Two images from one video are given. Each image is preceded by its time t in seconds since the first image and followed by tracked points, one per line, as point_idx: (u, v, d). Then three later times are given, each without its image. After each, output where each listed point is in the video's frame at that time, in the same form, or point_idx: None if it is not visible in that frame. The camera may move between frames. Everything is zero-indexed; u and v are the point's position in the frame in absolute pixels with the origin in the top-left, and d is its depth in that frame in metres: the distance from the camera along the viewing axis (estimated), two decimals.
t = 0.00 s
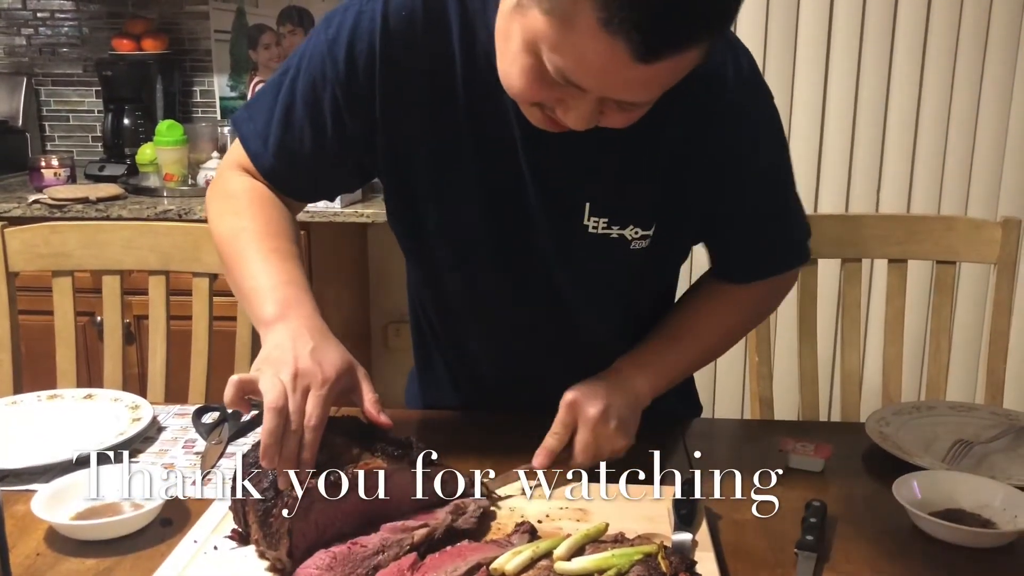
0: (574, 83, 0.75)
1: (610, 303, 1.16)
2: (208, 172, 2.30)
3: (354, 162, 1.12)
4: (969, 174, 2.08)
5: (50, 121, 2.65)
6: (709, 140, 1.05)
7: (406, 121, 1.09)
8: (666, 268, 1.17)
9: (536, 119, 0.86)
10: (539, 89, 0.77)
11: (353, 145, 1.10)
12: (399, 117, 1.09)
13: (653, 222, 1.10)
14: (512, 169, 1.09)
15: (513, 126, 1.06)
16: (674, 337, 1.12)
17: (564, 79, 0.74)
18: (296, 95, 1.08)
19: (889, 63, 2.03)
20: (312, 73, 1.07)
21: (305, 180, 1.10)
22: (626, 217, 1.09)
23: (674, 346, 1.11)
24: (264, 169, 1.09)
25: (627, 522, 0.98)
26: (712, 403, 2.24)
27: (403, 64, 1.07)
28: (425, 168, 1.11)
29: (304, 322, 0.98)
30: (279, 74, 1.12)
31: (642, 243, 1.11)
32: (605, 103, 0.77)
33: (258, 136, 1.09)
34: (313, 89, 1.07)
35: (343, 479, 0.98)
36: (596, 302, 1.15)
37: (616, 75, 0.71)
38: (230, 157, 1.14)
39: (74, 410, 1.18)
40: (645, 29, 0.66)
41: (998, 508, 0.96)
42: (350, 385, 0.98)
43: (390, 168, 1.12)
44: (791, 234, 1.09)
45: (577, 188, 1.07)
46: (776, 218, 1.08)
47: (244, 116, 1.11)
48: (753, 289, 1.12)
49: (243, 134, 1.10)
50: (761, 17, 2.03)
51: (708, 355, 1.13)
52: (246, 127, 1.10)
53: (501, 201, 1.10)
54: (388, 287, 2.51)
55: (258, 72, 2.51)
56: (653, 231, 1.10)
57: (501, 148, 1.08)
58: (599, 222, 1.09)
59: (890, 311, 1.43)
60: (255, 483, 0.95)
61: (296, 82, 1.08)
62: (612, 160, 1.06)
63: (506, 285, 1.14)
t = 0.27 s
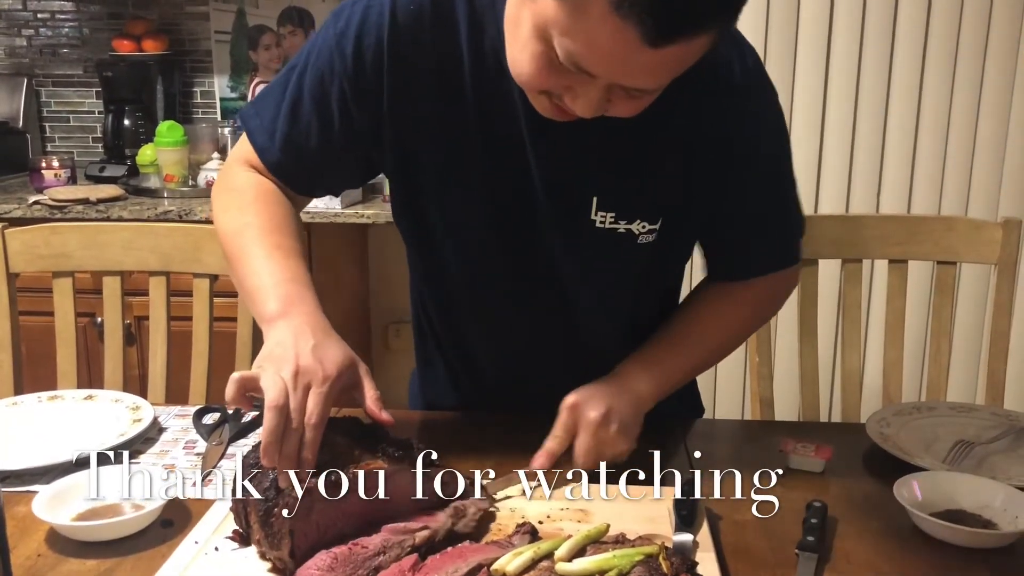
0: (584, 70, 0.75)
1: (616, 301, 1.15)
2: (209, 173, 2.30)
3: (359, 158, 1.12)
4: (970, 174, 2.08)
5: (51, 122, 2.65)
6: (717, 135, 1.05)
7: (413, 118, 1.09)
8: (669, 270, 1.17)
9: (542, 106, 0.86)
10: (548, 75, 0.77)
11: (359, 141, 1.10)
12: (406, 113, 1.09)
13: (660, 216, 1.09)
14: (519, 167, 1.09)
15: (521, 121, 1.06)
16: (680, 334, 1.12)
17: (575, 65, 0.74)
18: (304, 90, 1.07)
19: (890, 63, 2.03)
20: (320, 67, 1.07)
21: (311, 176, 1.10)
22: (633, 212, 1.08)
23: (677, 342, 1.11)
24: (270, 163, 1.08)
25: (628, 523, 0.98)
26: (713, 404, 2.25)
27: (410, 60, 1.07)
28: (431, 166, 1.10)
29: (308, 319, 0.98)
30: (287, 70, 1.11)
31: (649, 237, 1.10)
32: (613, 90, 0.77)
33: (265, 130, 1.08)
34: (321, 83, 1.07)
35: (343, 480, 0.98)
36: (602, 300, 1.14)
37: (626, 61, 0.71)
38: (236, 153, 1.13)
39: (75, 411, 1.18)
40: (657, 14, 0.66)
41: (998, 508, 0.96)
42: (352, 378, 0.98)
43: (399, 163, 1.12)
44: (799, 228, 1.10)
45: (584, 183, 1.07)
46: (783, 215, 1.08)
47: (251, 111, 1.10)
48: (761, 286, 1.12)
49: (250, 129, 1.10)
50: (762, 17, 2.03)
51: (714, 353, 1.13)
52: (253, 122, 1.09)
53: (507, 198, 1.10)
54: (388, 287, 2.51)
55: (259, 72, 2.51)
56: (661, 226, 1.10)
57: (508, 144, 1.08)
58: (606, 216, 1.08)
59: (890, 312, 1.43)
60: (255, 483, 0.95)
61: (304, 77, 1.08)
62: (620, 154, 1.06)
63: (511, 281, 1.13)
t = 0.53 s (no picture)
0: (562, 44, 0.75)
1: (614, 300, 1.15)
2: (209, 173, 2.30)
3: (356, 158, 1.12)
4: (970, 173, 2.08)
5: (51, 122, 2.65)
6: (713, 132, 1.05)
7: (408, 117, 1.09)
8: (667, 276, 1.17)
9: (529, 91, 0.87)
10: (528, 55, 0.77)
11: (354, 140, 1.10)
12: (400, 111, 1.08)
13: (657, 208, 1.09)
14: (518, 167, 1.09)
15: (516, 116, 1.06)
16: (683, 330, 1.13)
17: (552, 39, 0.74)
18: (298, 91, 1.07)
19: (890, 62, 2.03)
20: (314, 67, 1.06)
21: (308, 177, 1.10)
22: (628, 204, 1.08)
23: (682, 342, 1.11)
24: (265, 166, 1.08)
25: (628, 523, 0.98)
26: (713, 404, 2.25)
27: (403, 60, 1.07)
28: (426, 165, 1.10)
29: (312, 323, 0.98)
30: (282, 72, 1.11)
31: (646, 229, 1.10)
32: (594, 64, 0.77)
33: (261, 133, 1.08)
34: (315, 83, 1.06)
35: (343, 480, 0.97)
36: (599, 299, 1.14)
37: (605, 29, 0.71)
38: (233, 159, 1.13)
39: (75, 410, 1.18)
40: None
41: (999, 508, 0.96)
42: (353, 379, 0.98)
43: (394, 163, 1.12)
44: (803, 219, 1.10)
45: (581, 179, 1.07)
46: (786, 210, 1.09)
47: (248, 116, 1.10)
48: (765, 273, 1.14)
49: (246, 133, 1.09)
50: (762, 17, 2.04)
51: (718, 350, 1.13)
52: (250, 126, 1.09)
53: (501, 198, 1.10)
54: (389, 287, 2.51)
55: (259, 73, 2.51)
56: (658, 217, 1.10)
57: (502, 144, 1.08)
58: (602, 208, 1.08)
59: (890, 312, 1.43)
60: (255, 483, 0.95)
61: (298, 78, 1.07)
62: (614, 150, 1.06)
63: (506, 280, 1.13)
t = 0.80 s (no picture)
0: (542, 19, 0.75)
1: (616, 292, 1.15)
2: (210, 173, 2.30)
3: (355, 162, 1.12)
4: (970, 173, 2.08)
5: (52, 122, 2.65)
6: (713, 124, 1.06)
7: (402, 117, 1.08)
8: (676, 270, 1.17)
9: (521, 76, 0.87)
10: (511, 30, 0.78)
11: (353, 140, 1.10)
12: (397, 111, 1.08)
13: (660, 192, 1.09)
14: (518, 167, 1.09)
15: (512, 111, 1.06)
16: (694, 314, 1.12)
17: (531, 14, 0.75)
18: (298, 100, 1.07)
19: (890, 62, 2.03)
20: (311, 74, 1.07)
21: (312, 184, 1.10)
22: (633, 190, 1.08)
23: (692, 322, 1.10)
24: (272, 176, 1.08)
25: (628, 523, 0.98)
26: (714, 403, 2.25)
27: (396, 59, 1.06)
28: (423, 166, 1.10)
29: (326, 320, 0.97)
30: (280, 82, 1.11)
31: (650, 213, 1.10)
32: (576, 39, 0.77)
33: (264, 143, 1.08)
34: (313, 95, 1.07)
35: (343, 481, 0.97)
36: (601, 294, 1.14)
37: (581, 2, 0.71)
38: (240, 173, 1.13)
39: (75, 410, 1.18)
40: None
41: (1000, 507, 0.96)
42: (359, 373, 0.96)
43: (389, 162, 1.11)
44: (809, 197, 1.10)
45: (579, 174, 1.08)
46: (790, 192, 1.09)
47: (250, 128, 1.10)
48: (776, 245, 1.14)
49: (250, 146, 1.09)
50: (761, 17, 2.04)
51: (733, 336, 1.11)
52: (253, 138, 1.09)
53: (501, 194, 1.10)
54: (389, 287, 2.51)
55: (260, 73, 2.51)
56: (661, 201, 1.10)
57: (498, 141, 1.08)
58: (605, 196, 1.08)
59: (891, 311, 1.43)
60: (256, 483, 0.95)
61: (297, 86, 1.08)
62: (610, 149, 1.07)
63: (505, 278, 1.13)
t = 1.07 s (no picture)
0: (549, 26, 0.75)
1: (620, 297, 1.15)
2: (211, 173, 2.30)
3: (366, 165, 1.12)
4: (971, 173, 2.07)
5: (52, 123, 2.65)
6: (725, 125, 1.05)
7: (411, 118, 1.08)
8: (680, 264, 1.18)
9: (531, 80, 0.87)
10: (519, 36, 0.78)
11: (364, 144, 1.10)
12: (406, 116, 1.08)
13: (669, 198, 1.09)
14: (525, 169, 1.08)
15: (522, 116, 1.06)
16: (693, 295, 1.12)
17: (538, 21, 0.75)
18: (317, 103, 1.09)
19: (891, 63, 2.03)
20: (327, 77, 1.08)
21: (329, 183, 1.12)
22: (642, 195, 1.08)
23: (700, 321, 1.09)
24: (295, 176, 1.12)
25: (629, 523, 0.98)
26: (714, 403, 2.25)
27: (405, 61, 1.06)
28: (430, 168, 1.09)
29: (362, 301, 1.02)
30: (298, 84, 1.13)
31: (659, 219, 1.10)
32: (584, 45, 0.77)
33: (285, 146, 1.11)
34: (328, 95, 1.08)
35: (343, 481, 0.96)
36: (607, 295, 1.14)
37: (587, 7, 0.71)
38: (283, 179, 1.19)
39: (76, 410, 1.18)
40: None
41: (1001, 508, 0.96)
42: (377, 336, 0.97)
43: (396, 162, 1.10)
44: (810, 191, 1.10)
45: (588, 175, 1.07)
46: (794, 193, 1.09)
47: (271, 130, 1.13)
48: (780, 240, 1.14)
49: (271, 147, 1.13)
50: (762, 17, 2.04)
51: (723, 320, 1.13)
52: (274, 139, 1.12)
53: (508, 199, 1.09)
54: (389, 287, 2.51)
55: (260, 73, 2.51)
56: (670, 207, 1.09)
57: (507, 147, 1.08)
58: (614, 201, 1.08)
59: (892, 311, 1.43)
60: (256, 483, 0.95)
61: (314, 89, 1.09)
62: (618, 150, 1.06)
63: (510, 281, 1.13)
